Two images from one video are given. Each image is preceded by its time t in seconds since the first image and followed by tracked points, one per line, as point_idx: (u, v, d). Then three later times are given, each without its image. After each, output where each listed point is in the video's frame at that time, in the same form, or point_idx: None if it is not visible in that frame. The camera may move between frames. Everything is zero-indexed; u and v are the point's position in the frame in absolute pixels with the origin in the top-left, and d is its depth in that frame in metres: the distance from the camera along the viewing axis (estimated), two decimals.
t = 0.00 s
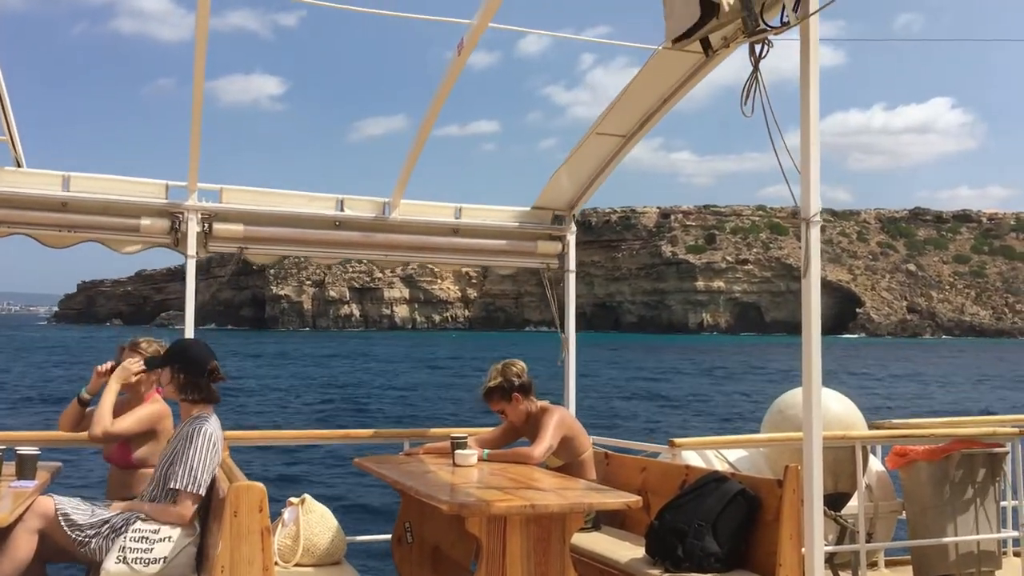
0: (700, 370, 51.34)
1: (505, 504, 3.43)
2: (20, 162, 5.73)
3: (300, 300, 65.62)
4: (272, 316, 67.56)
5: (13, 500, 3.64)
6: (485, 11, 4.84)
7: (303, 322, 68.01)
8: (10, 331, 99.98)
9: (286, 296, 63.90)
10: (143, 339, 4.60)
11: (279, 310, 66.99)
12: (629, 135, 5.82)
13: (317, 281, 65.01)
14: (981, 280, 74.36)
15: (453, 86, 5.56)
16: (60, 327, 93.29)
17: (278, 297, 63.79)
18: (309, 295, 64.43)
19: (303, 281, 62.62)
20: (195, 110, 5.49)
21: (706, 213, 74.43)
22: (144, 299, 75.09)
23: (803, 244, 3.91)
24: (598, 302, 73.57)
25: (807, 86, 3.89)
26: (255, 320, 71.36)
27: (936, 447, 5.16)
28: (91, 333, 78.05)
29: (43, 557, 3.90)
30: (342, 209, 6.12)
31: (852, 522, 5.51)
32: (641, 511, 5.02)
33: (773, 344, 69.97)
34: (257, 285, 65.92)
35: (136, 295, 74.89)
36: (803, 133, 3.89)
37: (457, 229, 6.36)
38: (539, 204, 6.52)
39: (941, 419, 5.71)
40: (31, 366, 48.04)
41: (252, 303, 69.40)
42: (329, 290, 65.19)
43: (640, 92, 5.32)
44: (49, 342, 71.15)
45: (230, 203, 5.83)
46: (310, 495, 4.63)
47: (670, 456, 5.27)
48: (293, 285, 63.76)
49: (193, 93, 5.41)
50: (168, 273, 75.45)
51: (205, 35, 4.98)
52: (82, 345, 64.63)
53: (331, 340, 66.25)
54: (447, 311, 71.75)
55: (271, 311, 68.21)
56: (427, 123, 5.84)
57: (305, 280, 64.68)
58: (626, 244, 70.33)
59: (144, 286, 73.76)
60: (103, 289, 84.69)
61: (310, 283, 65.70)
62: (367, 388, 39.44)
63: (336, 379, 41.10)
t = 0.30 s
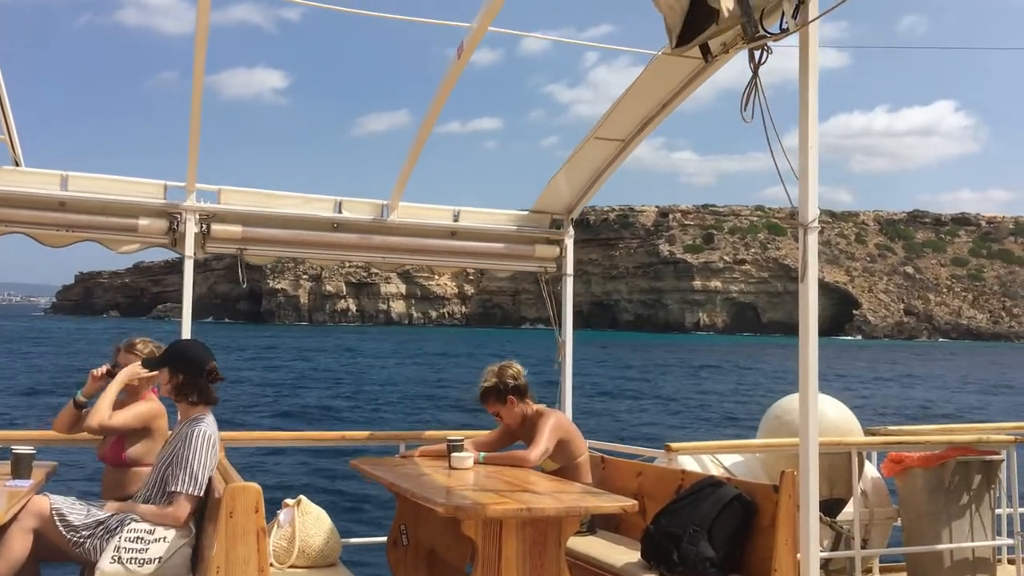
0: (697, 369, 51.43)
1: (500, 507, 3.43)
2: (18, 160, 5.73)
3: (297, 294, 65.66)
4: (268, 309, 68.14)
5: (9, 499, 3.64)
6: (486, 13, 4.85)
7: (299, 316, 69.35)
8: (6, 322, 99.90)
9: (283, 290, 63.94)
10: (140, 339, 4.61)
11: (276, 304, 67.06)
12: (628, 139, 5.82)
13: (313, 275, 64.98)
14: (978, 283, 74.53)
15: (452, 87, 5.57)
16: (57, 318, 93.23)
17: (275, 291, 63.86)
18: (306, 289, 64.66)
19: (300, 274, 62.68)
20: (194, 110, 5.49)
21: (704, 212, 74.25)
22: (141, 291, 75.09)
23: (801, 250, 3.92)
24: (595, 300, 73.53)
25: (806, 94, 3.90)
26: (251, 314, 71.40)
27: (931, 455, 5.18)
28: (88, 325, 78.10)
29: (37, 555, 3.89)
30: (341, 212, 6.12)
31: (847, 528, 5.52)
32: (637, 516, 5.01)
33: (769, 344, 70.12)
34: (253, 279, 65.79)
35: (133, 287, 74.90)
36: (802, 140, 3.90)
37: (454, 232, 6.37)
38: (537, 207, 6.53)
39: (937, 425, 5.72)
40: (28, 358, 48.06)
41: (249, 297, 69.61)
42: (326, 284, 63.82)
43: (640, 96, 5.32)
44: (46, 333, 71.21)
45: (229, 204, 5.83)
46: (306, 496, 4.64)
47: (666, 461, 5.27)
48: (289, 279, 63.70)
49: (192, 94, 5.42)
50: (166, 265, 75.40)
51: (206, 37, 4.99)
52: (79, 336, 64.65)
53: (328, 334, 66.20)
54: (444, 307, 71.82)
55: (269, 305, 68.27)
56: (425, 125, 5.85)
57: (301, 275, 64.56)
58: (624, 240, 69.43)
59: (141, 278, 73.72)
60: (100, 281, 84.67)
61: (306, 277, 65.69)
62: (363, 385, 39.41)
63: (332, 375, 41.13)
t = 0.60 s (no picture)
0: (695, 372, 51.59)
1: (499, 506, 3.42)
2: (17, 157, 5.71)
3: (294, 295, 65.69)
4: (265, 310, 68.75)
5: (5, 497, 3.63)
6: (486, 12, 4.85)
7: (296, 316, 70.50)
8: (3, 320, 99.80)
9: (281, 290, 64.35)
10: (138, 337, 4.60)
11: (274, 304, 67.83)
12: (627, 138, 5.82)
13: (312, 277, 65.26)
14: (977, 288, 74.71)
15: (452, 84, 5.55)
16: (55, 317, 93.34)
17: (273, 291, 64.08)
18: (303, 290, 65.29)
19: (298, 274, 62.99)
20: (192, 108, 5.50)
21: (703, 216, 74.08)
22: (140, 291, 75.12)
23: (801, 249, 3.91)
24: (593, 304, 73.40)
25: (806, 94, 3.89)
26: (249, 314, 71.43)
27: (929, 454, 5.18)
28: (88, 324, 78.33)
29: (35, 553, 3.88)
30: (339, 210, 6.12)
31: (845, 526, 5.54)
32: (635, 514, 5.02)
33: (768, 347, 70.43)
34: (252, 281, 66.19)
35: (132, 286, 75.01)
36: (802, 138, 3.90)
37: (453, 230, 6.36)
38: (536, 206, 6.53)
39: (938, 425, 5.71)
40: (27, 357, 48.17)
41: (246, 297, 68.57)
42: (323, 285, 65.56)
43: (639, 94, 5.31)
44: (46, 331, 71.47)
45: (227, 202, 5.83)
46: (305, 494, 4.62)
47: (665, 459, 5.27)
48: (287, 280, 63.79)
49: (191, 92, 5.41)
50: (164, 265, 75.36)
51: (206, 35, 4.98)
52: (78, 334, 64.86)
53: (327, 334, 66.50)
54: (441, 308, 71.91)
55: (266, 306, 68.36)
56: (424, 124, 5.85)
57: (300, 276, 64.63)
58: (622, 244, 69.64)
59: (140, 278, 73.80)
60: (99, 280, 84.75)
61: (304, 279, 65.82)
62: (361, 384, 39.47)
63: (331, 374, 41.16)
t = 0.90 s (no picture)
0: (692, 377, 51.57)
1: (500, 497, 3.42)
2: (14, 148, 5.70)
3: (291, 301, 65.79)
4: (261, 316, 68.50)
5: (5, 488, 3.62)
6: (485, 3, 4.83)
7: (294, 322, 68.83)
8: None
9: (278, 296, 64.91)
10: (137, 329, 4.59)
11: (269, 311, 66.40)
12: (627, 129, 5.80)
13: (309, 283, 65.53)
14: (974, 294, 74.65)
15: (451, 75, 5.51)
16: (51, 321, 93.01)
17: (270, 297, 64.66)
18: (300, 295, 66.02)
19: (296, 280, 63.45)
20: (190, 99, 5.46)
21: (700, 221, 73.96)
22: (136, 296, 74.96)
23: (801, 240, 3.91)
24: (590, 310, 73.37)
25: (808, 84, 3.87)
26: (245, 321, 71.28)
27: (929, 444, 5.18)
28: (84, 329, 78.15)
29: (35, 544, 3.88)
30: (338, 202, 6.10)
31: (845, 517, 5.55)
32: (635, 505, 5.03)
33: (764, 353, 70.63)
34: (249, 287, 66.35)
35: (128, 291, 74.87)
36: (802, 129, 3.88)
37: (452, 222, 6.35)
38: (535, 198, 6.51)
39: (936, 416, 5.72)
40: (25, 361, 48.11)
41: (243, 303, 65.63)
42: (320, 291, 64.66)
43: (640, 85, 5.28)
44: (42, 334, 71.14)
45: (226, 193, 5.82)
46: (305, 486, 4.62)
47: (664, 451, 5.28)
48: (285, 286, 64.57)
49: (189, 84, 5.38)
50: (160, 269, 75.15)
51: (206, 29, 4.95)
52: (75, 339, 64.80)
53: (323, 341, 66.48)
54: (438, 314, 72.40)
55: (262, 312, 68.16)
56: (423, 116, 5.82)
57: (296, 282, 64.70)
58: (619, 250, 69.46)
59: (137, 283, 73.72)
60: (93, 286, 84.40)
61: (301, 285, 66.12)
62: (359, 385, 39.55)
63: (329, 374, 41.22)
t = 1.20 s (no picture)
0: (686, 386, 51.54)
1: (498, 487, 3.42)
2: (10, 140, 5.67)
3: (284, 314, 66.87)
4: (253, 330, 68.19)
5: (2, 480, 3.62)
6: None
7: (286, 335, 69.87)
8: None
9: (269, 309, 66.06)
10: (132, 320, 4.61)
11: (262, 323, 67.30)
12: (624, 119, 5.79)
13: (301, 295, 66.23)
14: (966, 304, 74.51)
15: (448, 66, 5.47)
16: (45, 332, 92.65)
17: (261, 309, 66.07)
18: (292, 308, 66.91)
19: (288, 292, 65.75)
20: (186, 91, 5.43)
21: (692, 232, 74.08)
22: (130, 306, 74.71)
23: (800, 228, 3.91)
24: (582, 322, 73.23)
25: (806, 71, 3.86)
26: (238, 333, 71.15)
27: (926, 433, 5.18)
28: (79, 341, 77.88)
29: (32, 536, 3.88)
30: (336, 192, 6.10)
31: (842, 505, 5.58)
32: (633, 495, 5.03)
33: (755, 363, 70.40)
34: (241, 299, 66.42)
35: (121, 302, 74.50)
36: (799, 116, 3.87)
37: (450, 213, 6.35)
38: (532, 188, 6.50)
39: (934, 405, 5.72)
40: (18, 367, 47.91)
41: (235, 316, 66.37)
42: (313, 303, 67.78)
43: (638, 73, 5.26)
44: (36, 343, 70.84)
45: (223, 183, 5.80)
46: (304, 477, 4.61)
47: (662, 440, 5.28)
48: (276, 298, 65.97)
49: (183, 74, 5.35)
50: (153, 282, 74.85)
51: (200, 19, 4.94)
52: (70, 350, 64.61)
53: (317, 353, 66.56)
54: (431, 325, 72.43)
55: (254, 325, 67.60)
56: (419, 107, 5.80)
57: (290, 294, 65.42)
58: (612, 261, 69.75)
59: (129, 296, 73.50)
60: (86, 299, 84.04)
61: (293, 297, 66.71)
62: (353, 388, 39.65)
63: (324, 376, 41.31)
